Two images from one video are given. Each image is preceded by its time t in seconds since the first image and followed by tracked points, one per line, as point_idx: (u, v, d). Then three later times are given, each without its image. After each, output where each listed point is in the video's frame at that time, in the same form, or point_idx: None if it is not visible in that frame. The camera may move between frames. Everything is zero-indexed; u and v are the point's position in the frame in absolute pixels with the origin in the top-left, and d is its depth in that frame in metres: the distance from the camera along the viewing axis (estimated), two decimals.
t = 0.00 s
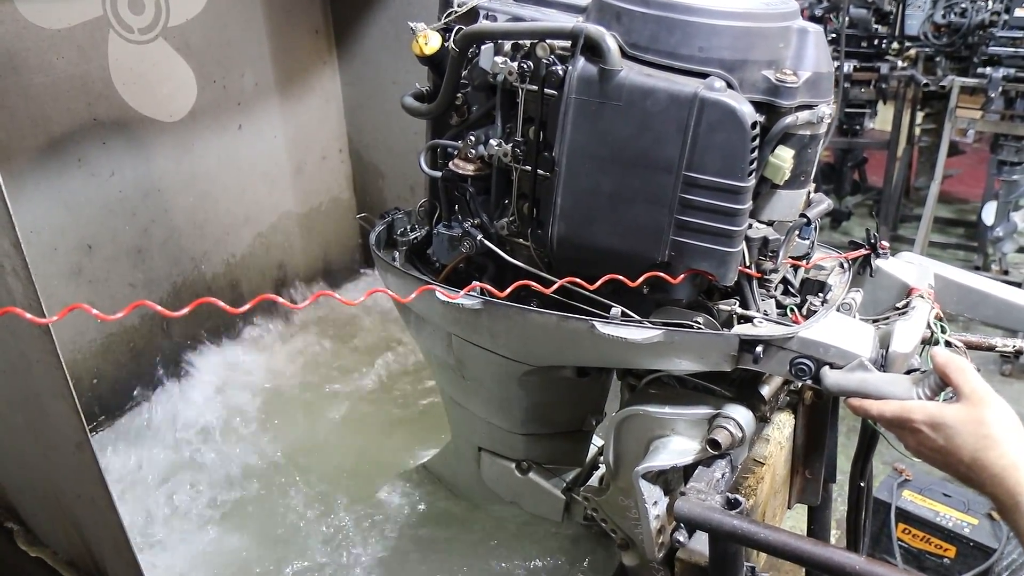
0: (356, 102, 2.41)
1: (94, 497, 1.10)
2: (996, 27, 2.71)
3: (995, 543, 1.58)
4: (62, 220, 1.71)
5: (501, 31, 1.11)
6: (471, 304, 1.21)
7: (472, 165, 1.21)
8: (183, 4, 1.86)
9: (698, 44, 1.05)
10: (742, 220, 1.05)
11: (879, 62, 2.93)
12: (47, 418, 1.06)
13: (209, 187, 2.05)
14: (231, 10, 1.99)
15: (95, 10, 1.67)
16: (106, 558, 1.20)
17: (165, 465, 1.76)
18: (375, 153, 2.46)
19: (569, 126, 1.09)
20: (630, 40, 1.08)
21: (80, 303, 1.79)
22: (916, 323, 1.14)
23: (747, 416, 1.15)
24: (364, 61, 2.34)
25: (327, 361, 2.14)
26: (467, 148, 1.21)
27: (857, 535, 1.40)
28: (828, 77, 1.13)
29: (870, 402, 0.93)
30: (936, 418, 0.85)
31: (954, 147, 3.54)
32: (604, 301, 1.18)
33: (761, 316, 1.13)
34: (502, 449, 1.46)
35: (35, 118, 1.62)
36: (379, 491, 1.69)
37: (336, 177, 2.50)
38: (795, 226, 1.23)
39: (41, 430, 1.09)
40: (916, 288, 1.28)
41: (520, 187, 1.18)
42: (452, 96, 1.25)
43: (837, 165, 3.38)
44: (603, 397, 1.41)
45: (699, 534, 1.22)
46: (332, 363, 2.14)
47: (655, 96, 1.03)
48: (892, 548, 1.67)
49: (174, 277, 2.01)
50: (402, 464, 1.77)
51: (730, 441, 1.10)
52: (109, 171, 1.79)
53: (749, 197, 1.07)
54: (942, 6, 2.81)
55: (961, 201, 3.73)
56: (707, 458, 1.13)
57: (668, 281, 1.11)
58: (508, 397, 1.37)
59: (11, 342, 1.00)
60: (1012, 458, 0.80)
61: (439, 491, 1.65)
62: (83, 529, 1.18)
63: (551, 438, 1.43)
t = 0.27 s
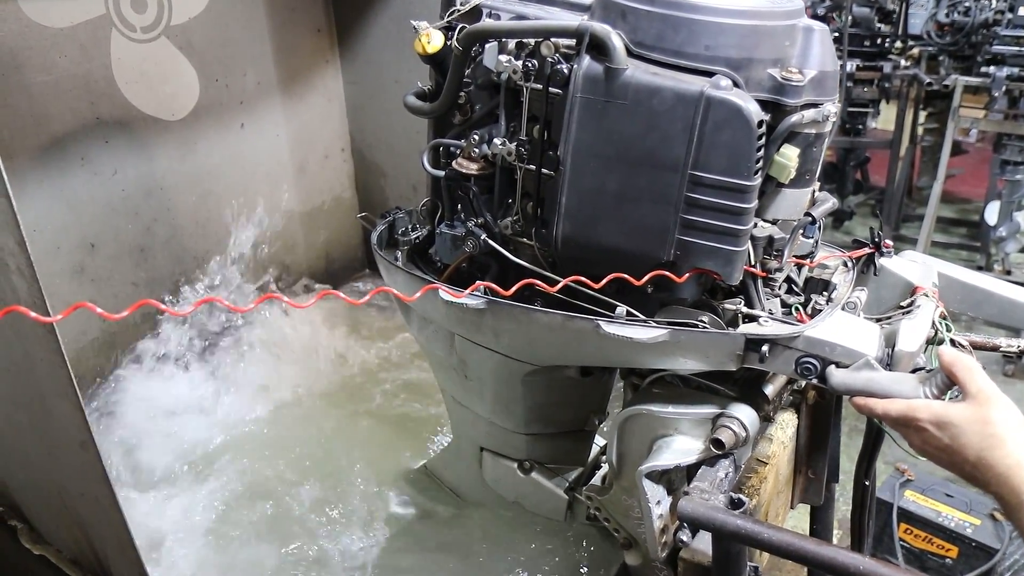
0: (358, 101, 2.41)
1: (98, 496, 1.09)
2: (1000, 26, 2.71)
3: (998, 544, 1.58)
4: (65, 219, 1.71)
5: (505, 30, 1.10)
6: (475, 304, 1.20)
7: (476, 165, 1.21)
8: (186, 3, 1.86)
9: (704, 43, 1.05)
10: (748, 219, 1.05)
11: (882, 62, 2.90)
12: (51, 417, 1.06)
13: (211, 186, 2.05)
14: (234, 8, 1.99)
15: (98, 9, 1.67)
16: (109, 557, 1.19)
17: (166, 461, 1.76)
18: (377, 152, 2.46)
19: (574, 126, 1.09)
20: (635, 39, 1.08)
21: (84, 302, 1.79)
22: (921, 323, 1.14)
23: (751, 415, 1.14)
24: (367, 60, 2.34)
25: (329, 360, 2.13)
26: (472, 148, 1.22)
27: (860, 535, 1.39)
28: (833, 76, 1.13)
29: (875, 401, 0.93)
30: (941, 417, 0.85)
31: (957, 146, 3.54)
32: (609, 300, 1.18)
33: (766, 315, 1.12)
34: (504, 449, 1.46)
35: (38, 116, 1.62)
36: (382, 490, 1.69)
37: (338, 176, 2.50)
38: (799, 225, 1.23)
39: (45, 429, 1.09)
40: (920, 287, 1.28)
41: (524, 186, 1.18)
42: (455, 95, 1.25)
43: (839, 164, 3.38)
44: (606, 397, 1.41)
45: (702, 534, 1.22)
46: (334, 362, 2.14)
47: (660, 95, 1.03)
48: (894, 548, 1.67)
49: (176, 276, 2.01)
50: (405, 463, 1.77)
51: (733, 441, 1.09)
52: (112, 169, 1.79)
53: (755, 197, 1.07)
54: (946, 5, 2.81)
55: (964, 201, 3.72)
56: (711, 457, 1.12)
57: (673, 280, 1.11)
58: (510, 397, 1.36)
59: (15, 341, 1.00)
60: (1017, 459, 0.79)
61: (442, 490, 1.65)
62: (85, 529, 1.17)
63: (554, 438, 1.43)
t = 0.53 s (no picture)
0: (360, 100, 2.41)
1: (100, 497, 1.09)
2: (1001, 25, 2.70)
3: (1000, 543, 1.58)
4: (67, 219, 1.71)
5: (509, 31, 1.10)
6: (478, 305, 1.20)
7: (479, 165, 1.20)
8: (188, 2, 1.86)
9: (709, 43, 1.04)
10: (753, 219, 1.05)
11: (884, 61, 2.90)
12: (53, 417, 1.06)
13: (213, 185, 2.05)
14: (235, 7, 1.99)
15: (100, 9, 1.67)
16: (112, 557, 1.20)
17: (168, 460, 1.76)
18: (379, 151, 2.46)
19: (579, 126, 1.09)
20: (640, 40, 1.07)
21: (87, 302, 1.79)
22: (924, 323, 1.14)
23: (754, 415, 1.14)
24: (368, 59, 2.33)
25: (331, 359, 2.13)
26: (474, 148, 1.20)
27: (862, 535, 1.40)
28: (837, 77, 1.13)
29: (878, 401, 0.93)
30: (944, 418, 0.85)
31: (958, 145, 3.53)
32: (613, 301, 1.18)
33: (771, 315, 1.12)
34: (506, 449, 1.46)
35: (40, 116, 1.62)
36: (384, 490, 1.69)
37: (339, 175, 2.50)
38: (803, 225, 1.22)
39: (47, 429, 1.08)
40: (923, 287, 1.28)
41: (528, 187, 1.18)
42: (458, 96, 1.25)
43: (841, 164, 3.38)
44: (608, 397, 1.41)
45: (705, 533, 1.23)
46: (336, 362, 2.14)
47: (666, 95, 1.02)
48: (897, 548, 1.67)
49: (178, 276, 2.00)
50: (407, 463, 1.77)
51: (736, 442, 1.10)
52: (114, 168, 1.79)
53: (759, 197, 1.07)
54: (947, 4, 2.80)
55: (965, 200, 3.72)
56: (714, 458, 1.13)
57: (677, 281, 1.11)
58: (512, 398, 1.36)
59: (17, 341, 1.00)
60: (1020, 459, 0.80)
61: (444, 490, 1.65)
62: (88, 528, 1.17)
63: (556, 438, 1.43)
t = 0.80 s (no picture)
0: (362, 99, 2.41)
1: (102, 494, 1.10)
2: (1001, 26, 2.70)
3: (1001, 543, 1.58)
4: (69, 217, 1.71)
5: (511, 30, 1.10)
6: (480, 304, 1.21)
7: (481, 165, 1.20)
8: (190, 1, 1.86)
9: (710, 43, 1.05)
10: (754, 219, 1.05)
11: (885, 62, 2.90)
12: (55, 416, 1.06)
13: (215, 184, 2.05)
14: (237, 7, 1.99)
15: (102, 8, 1.67)
16: (113, 555, 1.20)
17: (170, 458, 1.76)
18: (380, 150, 2.46)
19: (580, 125, 1.09)
20: (642, 39, 1.08)
21: (90, 300, 1.80)
22: (925, 322, 1.14)
23: (755, 414, 1.14)
24: (370, 58, 2.34)
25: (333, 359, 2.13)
26: (476, 147, 1.21)
27: (863, 534, 1.40)
28: (838, 76, 1.13)
29: (879, 400, 0.93)
30: (944, 417, 0.85)
31: (959, 145, 3.54)
32: (615, 300, 1.18)
33: (771, 314, 1.13)
34: (507, 448, 1.47)
35: (42, 114, 1.62)
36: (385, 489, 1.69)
37: (341, 174, 2.50)
38: (804, 224, 1.22)
39: (49, 428, 1.09)
40: (923, 286, 1.28)
41: (529, 186, 1.18)
42: (460, 95, 1.25)
43: (842, 164, 3.38)
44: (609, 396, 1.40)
45: (706, 532, 1.23)
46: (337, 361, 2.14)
47: (667, 95, 1.03)
48: (897, 547, 1.67)
49: (180, 275, 2.01)
50: (408, 462, 1.77)
51: (737, 440, 1.10)
52: (116, 167, 1.79)
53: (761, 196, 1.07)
54: (948, 4, 2.80)
55: (966, 201, 3.72)
56: (715, 457, 1.13)
57: (678, 280, 1.11)
58: (513, 397, 1.36)
59: (20, 339, 1.00)
60: (1020, 458, 0.80)
61: (445, 489, 1.65)
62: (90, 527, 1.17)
63: (556, 437, 1.43)
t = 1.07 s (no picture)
0: (360, 101, 2.41)
1: (101, 497, 1.10)
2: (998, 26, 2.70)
3: (999, 542, 1.58)
4: (66, 218, 1.71)
5: (509, 32, 1.11)
6: (479, 305, 1.21)
7: (479, 166, 1.20)
8: (188, 3, 1.86)
9: (708, 44, 1.05)
10: (751, 219, 1.06)
11: (882, 62, 2.91)
12: (54, 418, 1.06)
13: (213, 186, 2.05)
14: (235, 8, 1.99)
15: (99, 9, 1.67)
16: (112, 557, 1.20)
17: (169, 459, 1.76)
18: (378, 152, 2.47)
19: (578, 126, 1.09)
20: (639, 40, 1.08)
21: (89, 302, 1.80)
22: (923, 322, 1.15)
23: (753, 415, 1.15)
24: (368, 60, 2.34)
25: (331, 360, 2.13)
26: (474, 149, 1.20)
27: (862, 534, 1.40)
28: (835, 77, 1.13)
29: (878, 400, 0.93)
30: (943, 416, 0.85)
31: (957, 145, 3.54)
32: (613, 301, 1.18)
33: (769, 315, 1.13)
34: (506, 450, 1.47)
35: (40, 116, 1.62)
36: (384, 490, 1.69)
37: (339, 176, 2.50)
38: (801, 225, 1.23)
39: (48, 430, 1.09)
40: (921, 286, 1.28)
41: (527, 187, 1.18)
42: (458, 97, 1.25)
43: (840, 163, 3.38)
44: (608, 397, 1.41)
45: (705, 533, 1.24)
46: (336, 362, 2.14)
47: (665, 96, 1.03)
48: (896, 547, 1.67)
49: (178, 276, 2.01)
50: (407, 463, 1.77)
51: (735, 441, 1.10)
52: (114, 169, 1.79)
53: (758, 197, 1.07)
54: (945, 5, 2.81)
55: (964, 200, 3.73)
56: (713, 458, 1.13)
57: (677, 281, 1.11)
58: (512, 398, 1.37)
59: (18, 342, 1.00)
60: (1019, 457, 0.80)
61: (444, 490, 1.65)
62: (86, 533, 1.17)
63: (555, 439, 1.43)
